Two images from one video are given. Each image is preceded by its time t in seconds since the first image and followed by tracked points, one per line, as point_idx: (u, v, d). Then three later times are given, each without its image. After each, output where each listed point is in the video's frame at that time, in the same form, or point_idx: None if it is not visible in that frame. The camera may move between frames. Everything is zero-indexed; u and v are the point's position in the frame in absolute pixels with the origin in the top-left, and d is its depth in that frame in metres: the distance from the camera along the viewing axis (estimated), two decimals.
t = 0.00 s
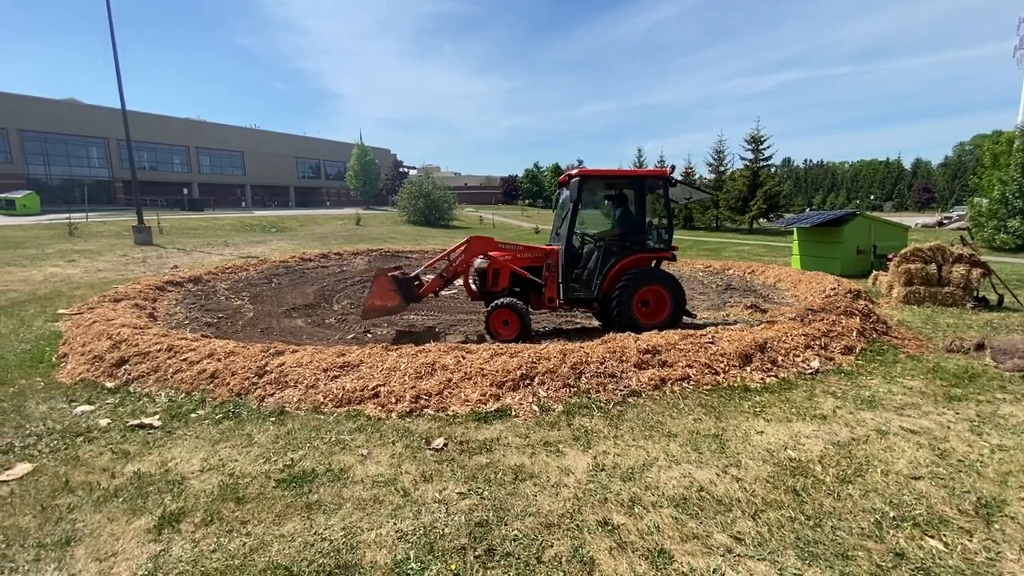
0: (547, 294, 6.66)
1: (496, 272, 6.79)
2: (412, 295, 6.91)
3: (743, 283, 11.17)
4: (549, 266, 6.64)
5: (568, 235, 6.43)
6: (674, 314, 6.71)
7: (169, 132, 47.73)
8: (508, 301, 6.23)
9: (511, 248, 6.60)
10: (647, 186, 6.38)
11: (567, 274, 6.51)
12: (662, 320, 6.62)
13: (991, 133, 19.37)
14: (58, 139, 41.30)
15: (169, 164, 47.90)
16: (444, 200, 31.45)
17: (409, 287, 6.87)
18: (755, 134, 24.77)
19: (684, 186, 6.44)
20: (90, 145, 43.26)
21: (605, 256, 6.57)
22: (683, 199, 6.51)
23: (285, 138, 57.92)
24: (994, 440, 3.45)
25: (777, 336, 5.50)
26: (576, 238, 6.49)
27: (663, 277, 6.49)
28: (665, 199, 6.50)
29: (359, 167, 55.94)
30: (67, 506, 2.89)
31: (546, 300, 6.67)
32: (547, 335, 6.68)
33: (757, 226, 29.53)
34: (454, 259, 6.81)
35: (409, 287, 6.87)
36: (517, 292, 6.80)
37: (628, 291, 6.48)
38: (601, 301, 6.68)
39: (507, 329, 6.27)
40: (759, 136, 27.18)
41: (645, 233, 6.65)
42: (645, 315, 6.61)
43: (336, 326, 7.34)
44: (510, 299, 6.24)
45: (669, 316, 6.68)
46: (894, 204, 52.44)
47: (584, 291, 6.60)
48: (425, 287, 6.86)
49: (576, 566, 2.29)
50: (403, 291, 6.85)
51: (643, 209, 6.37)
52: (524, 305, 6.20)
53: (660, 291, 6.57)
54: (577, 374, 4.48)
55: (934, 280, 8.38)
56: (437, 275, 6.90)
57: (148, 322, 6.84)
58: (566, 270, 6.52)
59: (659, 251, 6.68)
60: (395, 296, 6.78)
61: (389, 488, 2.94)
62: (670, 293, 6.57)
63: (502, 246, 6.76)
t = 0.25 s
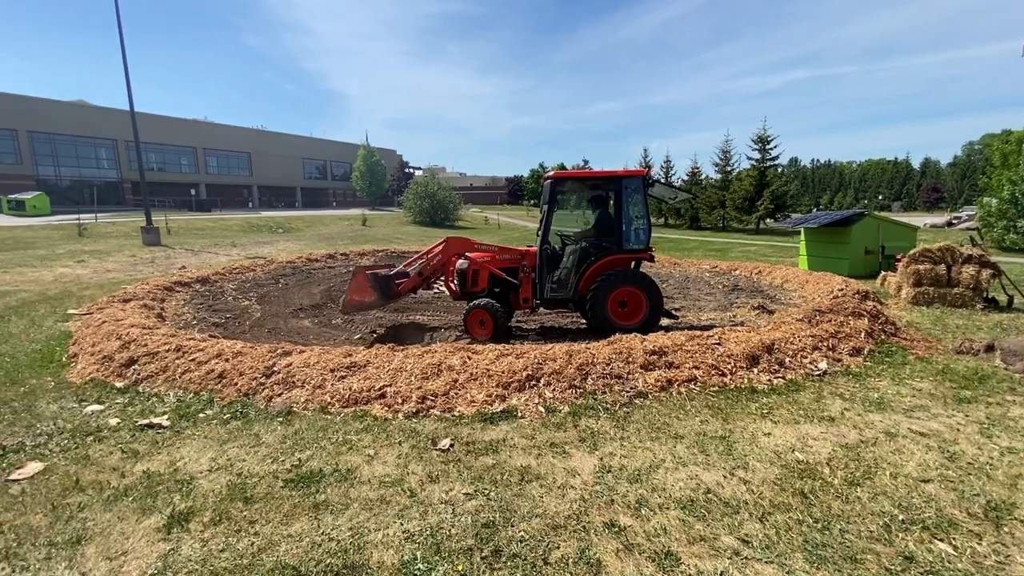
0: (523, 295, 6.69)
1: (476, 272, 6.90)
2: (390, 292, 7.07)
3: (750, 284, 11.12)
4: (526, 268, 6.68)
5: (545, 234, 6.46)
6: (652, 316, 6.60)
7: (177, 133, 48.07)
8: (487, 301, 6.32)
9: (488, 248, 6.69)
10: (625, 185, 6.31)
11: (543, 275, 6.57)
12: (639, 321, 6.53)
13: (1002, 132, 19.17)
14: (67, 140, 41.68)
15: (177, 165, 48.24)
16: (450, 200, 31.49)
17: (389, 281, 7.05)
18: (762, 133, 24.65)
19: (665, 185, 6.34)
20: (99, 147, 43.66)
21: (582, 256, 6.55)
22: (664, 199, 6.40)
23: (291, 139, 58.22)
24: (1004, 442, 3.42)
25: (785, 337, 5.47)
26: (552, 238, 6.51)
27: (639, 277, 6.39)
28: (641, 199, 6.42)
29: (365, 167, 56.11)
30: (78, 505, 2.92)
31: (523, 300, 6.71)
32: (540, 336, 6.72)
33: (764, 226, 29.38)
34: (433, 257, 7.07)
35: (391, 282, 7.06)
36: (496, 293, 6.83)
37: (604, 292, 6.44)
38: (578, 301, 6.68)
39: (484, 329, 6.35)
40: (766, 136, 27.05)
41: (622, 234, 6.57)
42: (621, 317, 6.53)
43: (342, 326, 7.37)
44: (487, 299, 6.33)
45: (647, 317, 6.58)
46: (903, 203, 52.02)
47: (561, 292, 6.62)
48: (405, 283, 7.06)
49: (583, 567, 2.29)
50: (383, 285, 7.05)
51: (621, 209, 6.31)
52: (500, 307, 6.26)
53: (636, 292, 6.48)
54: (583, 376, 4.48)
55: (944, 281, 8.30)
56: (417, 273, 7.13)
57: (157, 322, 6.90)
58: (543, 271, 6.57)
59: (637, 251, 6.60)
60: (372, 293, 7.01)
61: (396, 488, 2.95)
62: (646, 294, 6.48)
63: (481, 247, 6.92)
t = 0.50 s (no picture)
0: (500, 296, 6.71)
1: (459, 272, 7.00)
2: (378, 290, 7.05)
3: (755, 285, 11.07)
4: (504, 268, 6.73)
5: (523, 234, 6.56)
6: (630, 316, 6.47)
7: (184, 135, 48.39)
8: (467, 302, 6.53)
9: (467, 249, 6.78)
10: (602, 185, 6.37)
11: (521, 277, 6.67)
12: (615, 322, 6.40)
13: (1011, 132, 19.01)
14: (76, 142, 42.04)
15: (183, 167, 48.55)
16: (454, 202, 31.53)
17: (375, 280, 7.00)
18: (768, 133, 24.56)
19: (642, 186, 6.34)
20: (107, 148, 44.02)
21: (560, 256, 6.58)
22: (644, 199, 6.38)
23: (297, 141, 58.50)
24: (1015, 445, 3.38)
25: (791, 339, 5.44)
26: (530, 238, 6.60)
27: (612, 277, 6.27)
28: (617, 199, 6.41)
29: (371, 169, 56.29)
30: (83, 504, 2.93)
31: (501, 301, 6.72)
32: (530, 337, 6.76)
33: (770, 227, 29.25)
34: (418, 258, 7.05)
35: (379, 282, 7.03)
36: (479, 292, 6.95)
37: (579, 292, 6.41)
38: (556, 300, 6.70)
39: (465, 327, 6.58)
40: (771, 137, 26.94)
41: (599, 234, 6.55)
42: (598, 317, 6.42)
43: (347, 327, 7.38)
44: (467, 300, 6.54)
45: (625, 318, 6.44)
46: (910, 204, 51.65)
47: (539, 292, 6.68)
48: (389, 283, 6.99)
49: (587, 569, 2.28)
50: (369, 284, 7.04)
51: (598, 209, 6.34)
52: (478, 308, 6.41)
53: (612, 292, 6.36)
54: (588, 377, 4.46)
55: (952, 282, 8.23)
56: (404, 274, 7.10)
57: (163, 323, 6.93)
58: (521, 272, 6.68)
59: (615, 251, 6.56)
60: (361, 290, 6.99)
61: (399, 489, 2.94)
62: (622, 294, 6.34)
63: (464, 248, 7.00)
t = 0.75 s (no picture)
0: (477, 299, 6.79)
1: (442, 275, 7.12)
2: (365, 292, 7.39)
3: (759, 289, 11.03)
4: (481, 271, 6.79)
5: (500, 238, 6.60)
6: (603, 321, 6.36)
7: (189, 140, 48.72)
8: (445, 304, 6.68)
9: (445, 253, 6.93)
10: (577, 190, 6.41)
11: (497, 280, 6.70)
12: (586, 328, 6.30)
13: (1016, 135, 18.93)
14: (82, 147, 42.37)
15: (189, 171, 48.85)
16: (457, 205, 31.61)
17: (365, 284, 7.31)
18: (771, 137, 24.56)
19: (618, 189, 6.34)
20: (113, 153, 44.36)
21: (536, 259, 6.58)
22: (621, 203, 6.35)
23: (301, 145, 58.80)
24: (1022, 451, 3.35)
25: (795, 343, 5.42)
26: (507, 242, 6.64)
27: (581, 284, 6.18)
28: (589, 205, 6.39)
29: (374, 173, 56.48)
30: (89, 507, 2.94)
31: (478, 304, 6.79)
32: (513, 340, 6.82)
33: (773, 230, 29.18)
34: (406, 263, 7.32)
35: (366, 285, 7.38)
36: (461, 295, 7.09)
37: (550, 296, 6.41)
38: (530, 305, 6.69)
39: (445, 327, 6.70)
40: (775, 140, 26.93)
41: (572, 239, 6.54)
42: (569, 322, 6.38)
43: (351, 331, 7.41)
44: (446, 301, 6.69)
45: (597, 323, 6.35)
46: (915, 207, 51.45)
47: (514, 296, 6.68)
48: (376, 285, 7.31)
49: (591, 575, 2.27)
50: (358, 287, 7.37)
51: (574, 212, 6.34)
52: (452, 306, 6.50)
53: (582, 297, 6.26)
54: (591, 381, 4.45)
55: (958, 286, 8.19)
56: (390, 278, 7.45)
57: (168, 326, 6.96)
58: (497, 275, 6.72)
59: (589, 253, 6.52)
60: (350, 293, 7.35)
61: (403, 493, 2.95)
62: (594, 300, 6.23)
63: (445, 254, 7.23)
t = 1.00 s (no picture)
0: (457, 304, 6.92)
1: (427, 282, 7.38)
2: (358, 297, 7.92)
3: (761, 293, 11.02)
4: (459, 278, 6.92)
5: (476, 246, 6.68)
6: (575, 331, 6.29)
7: (192, 144, 48.92)
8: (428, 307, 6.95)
9: (427, 260, 7.22)
10: (549, 198, 6.43)
11: (474, 286, 6.78)
12: (556, 336, 6.26)
13: (1016, 139, 18.93)
14: (85, 151, 42.57)
15: (191, 175, 49.02)
16: (458, 209, 31.68)
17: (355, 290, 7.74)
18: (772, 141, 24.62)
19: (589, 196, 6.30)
20: (116, 157, 44.56)
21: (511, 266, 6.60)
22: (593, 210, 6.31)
23: (303, 150, 59.01)
24: None
25: (797, 347, 5.41)
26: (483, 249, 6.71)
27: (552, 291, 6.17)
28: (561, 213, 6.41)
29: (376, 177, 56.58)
30: (89, 513, 2.94)
31: (458, 309, 6.91)
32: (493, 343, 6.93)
33: (775, 234, 29.19)
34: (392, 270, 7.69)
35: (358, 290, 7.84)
36: (446, 299, 7.29)
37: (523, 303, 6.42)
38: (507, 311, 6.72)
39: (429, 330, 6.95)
40: (776, 144, 26.99)
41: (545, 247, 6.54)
42: (541, 330, 6.37)
43: (352, 335, 7.41)
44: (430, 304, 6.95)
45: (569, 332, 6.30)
46: (916, 212, 51.43)
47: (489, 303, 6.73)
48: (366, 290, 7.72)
49: None
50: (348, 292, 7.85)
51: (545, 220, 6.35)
52: (433, 308, 6.73)
53: (553, 305, 6.23)
54: (593, 386, 4.44)
55: (960, 290, 8.17)
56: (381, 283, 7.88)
57: (170, 331, 6.96)
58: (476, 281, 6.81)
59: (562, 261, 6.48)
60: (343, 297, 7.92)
61: (404, 499, 2.93)
62: (563, 310, 6.16)
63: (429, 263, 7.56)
